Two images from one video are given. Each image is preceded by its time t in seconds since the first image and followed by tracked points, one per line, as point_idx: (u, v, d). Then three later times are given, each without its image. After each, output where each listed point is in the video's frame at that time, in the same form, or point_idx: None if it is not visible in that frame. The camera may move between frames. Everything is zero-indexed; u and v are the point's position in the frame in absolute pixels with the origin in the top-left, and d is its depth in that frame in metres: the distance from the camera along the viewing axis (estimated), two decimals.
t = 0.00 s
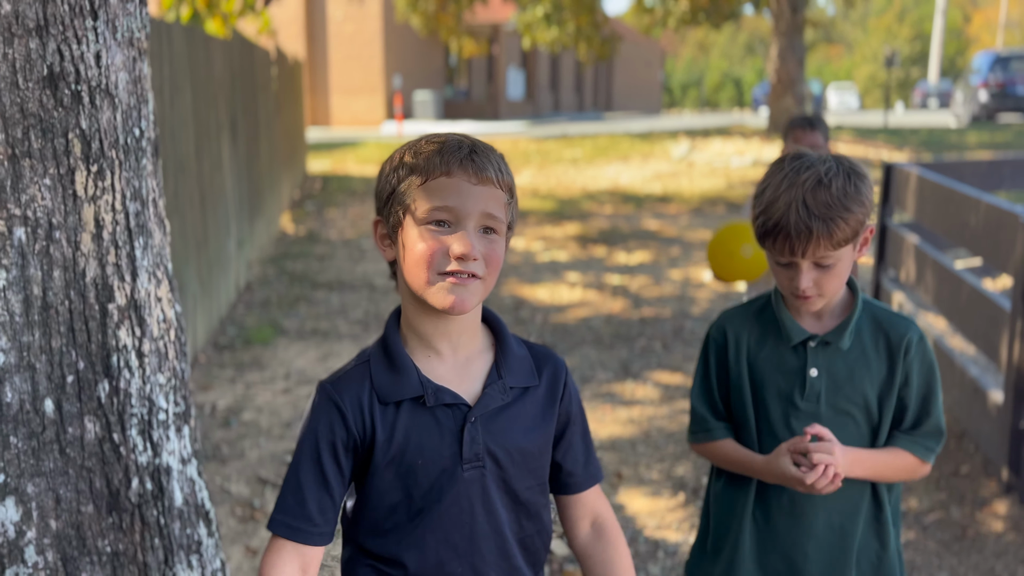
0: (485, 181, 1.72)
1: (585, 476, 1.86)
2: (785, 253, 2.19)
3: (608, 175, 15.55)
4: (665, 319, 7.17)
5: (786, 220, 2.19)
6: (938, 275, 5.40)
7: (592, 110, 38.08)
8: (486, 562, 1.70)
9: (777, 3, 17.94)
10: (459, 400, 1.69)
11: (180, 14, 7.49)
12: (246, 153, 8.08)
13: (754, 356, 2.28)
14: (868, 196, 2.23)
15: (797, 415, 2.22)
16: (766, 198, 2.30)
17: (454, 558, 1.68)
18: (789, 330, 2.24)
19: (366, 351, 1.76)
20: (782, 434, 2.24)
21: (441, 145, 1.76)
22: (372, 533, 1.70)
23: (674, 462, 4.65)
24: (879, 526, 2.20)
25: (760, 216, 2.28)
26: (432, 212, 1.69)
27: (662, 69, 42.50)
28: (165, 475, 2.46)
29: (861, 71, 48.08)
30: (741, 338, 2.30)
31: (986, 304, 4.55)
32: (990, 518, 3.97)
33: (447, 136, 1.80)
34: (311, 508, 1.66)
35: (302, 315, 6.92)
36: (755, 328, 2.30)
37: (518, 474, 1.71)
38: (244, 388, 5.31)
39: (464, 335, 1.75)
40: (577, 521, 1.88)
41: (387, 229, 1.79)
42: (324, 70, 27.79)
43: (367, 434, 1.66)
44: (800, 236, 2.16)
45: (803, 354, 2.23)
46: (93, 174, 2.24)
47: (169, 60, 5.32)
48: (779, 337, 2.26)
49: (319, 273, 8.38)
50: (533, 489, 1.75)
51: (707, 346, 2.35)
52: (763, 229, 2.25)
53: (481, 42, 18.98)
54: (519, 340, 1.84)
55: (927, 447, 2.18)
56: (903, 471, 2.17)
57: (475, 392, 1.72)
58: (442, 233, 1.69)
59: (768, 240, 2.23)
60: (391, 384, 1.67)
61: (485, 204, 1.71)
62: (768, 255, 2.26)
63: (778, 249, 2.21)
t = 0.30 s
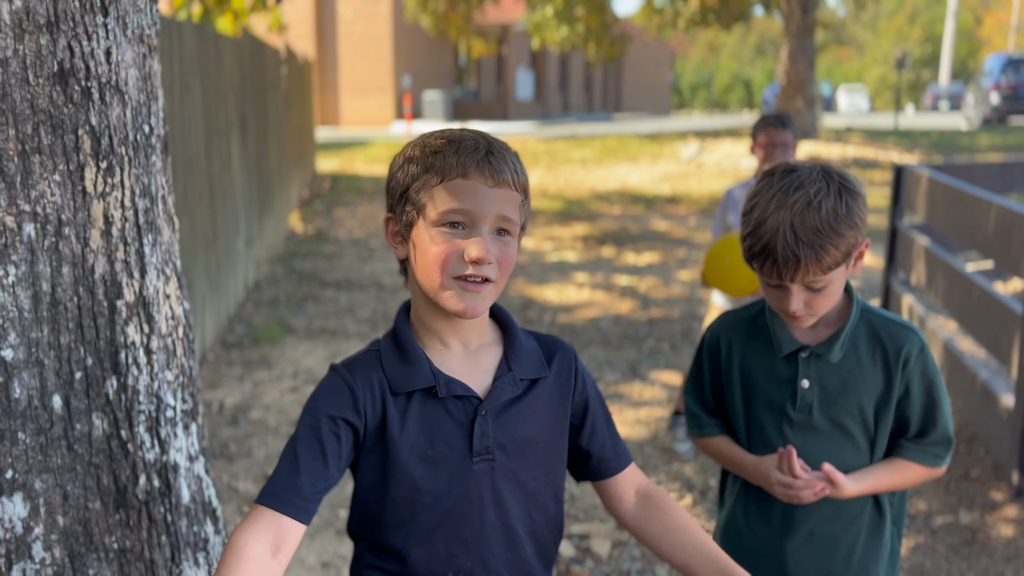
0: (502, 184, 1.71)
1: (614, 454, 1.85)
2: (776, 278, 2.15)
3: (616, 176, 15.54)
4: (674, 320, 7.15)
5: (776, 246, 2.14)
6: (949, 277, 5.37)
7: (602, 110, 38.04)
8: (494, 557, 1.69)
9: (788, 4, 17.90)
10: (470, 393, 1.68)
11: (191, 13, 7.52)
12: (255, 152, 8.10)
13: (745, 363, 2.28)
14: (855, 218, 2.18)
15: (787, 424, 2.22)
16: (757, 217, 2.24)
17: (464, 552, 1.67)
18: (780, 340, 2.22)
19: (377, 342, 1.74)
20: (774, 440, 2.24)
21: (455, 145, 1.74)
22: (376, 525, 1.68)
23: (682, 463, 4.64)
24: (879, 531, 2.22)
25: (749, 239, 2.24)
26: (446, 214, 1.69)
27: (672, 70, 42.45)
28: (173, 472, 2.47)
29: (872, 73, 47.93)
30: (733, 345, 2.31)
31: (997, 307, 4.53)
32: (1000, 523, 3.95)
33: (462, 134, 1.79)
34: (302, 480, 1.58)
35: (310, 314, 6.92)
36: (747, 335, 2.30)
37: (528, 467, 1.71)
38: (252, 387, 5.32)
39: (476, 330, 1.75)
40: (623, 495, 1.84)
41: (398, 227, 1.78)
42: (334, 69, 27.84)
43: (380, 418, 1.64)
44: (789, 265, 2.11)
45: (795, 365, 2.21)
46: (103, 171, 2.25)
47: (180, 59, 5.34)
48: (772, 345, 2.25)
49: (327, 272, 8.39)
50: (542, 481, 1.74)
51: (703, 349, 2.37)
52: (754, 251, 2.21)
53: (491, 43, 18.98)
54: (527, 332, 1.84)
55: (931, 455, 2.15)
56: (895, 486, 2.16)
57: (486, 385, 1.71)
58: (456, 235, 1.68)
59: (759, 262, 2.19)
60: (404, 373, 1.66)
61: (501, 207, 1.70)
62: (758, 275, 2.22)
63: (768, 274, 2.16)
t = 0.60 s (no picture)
0: (517, 190, 1.71)
1: (586, 487, 1.86)
2: (791, 323, 1.88)
3: (623, 177, 15.52)
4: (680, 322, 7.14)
5: (796, 288, 1.87)
6: (958, 281, 5.35)
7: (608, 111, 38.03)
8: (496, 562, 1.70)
9: (796, 6, 17.88)
10: (480, 399, 1.67)
11: (199, 12, 7.55)
12: (263, 151, 8.13)
13: (744, 392, 2.06)
14: (886, 261, 1.91)
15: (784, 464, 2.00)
16: (772, 246, 1.96)
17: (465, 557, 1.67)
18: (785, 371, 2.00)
19: (387, 344, 1.72)
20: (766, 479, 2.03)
21: (472, 147, 1.74)
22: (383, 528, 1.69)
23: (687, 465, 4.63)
24: None
25: (765, 275, 1.96)
26: (458, 219, 1.68)
27: (679, 71, 42.44)
28: (180, 471, 2.47)
29: (880, 75, 47.84)
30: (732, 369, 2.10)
31: (1006, 310, 4.52)
32: (1007, 529, 3.93)
33: (479, 136, 1.79)
34: (347, 504, 1.62)
35: (316, 314, 6.93)
36: (750, 361, 2.07)
37: (534, 476, 1.71)
38: (258, 386, 5.33)
39: (485, 334, 1.74)
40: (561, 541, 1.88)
41: (409, 228, 1.77)
42: (341, 69, 27.89)
43: (394, 429, 1.63)
44: (813, 315, 1.84)
45: (798, 399, 1.99)
46: (112, 169, 2.25)
47: (189, 58, 5.35)
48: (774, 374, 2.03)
49: (333, 271, 8.40)
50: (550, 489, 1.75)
51: (699, 368, 2.17)
52: (769, 286, 1.93)
53: (497, 43, 18.99)
54: (541, 339, 1.84)
55: (935, 513, 1.94)
56: (885, 546, 1.95)
57: (496, 391, 1.71)
58: (468, 240, 1.67)
59: (773, 301, 1.92)
60: (416, 378, 1.65)
61: (514, 214, 1.69)
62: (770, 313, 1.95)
63: (782, 317, 1.90)
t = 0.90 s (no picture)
0: (497, 191, 1.67)
1: (609, 477, 1.86)
2: (771, 340, 1.78)
3: (627, 178, 15.52)
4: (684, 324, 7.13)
5: (779, 303, 1.75)
6: (964, 283, 5.33)
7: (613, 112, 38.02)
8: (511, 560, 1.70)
9: (801, 8, 17.86)
10: (495, 397, 1.67)
11: (203, 12, 7.57)
12: (267, 151, 8.14)
13: (713, 410, 1.97)
14: (870, 274, 1.81)
15: (760, 481, 1.92)
16: (748, 257, 1.84)
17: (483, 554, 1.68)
18: (759, 384, 1.91)
19: (403, 341, 1.72)
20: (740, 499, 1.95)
21: (459, 146, 1.72)
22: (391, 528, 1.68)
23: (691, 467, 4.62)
24: None
25: (740, 286, 1.84)
26: (441, 219, 1.67)
27: (683, 72, 42.44)
28: (186, 469, 2.47)
29: (885, 77, 47.79)
30: (697, 386, 1.99)
31: (1012, 312, 4.50)
32: (1014, 531, 3.92)
33: (471, 136, 1.76)
34: (334, 480, 1.60)
35: (321, 313, 6.94)
36: (717, 377, 1.98)
37: (546, 474, 1.71)
38: (262, 385, 5.34)
39: (495, 334, 1.74)
40: (594, 523, 1.89)
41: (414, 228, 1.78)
42: (346, 70, 27.92)
43: (405, 423, 1.63)
44: (797, 332, 1.74)
45: (773, 413, 1.91)
46: (119, 168, 2.25)
47: (194, 57, 5.36)
48: (744, 388, 1.95)
49: (337, 271, 8.40)
50: (562, 489, 1.75)
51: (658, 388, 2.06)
52: (746, 300, 1.82)
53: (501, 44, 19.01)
54: (554, 339, 1.84)
55: (918, 508, 1.93)
56: (875, 542, 1.93)
57: (511, 390, 1.71)
58: (450, 242, 1.66)
59: (750, 316, 1.80)
60: (431, 376, 1.65)
61: (495, 214, 1.66)
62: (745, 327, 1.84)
63: (762, 333, 1.79)
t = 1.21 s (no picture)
0: (495, 197, 1.66)
1: (621, 478, 1.87)
2: (762, 331, 1.73)
3: (631, 180, 15.52)
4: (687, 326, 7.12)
5: (770, 291, 1.71)
6: (968, 285, 5.32)
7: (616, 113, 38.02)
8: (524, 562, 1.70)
9: (805, 9, 17.86)
10: (503, 400, 1.67)
11: (208, 13, 7.59)
12: (271, 152, 8.15)
13: (691, 419, 1.92)
14: (849, 261, 1.81)
15: (746, 486, 1.89)
16: (728, 246, 1.79)
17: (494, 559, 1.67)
18: (735, 388, 1.88)
19: (410, 346, 1.72)
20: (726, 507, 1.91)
21: (458, 152, 1.73)
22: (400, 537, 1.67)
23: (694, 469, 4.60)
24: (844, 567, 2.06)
25: (721, 277, 1.79)
26: (442, 224, 1.68)
27: (687, 73, 42.43)
28: (191, 471, 2.48)
29: (889, 79, 47.74)
30: (672, 397, 1.93)
31: (1016, 315, 4.49)
32: (1018, 535, 3.91)
33: (475, 141, 1.76)
34: (355, 501, 1.61)
35: (324, 314, 6.94)
36: (691, 385, 1.93)
37: (555, 476, 1.71)
38: (266, 386, 5.34)
39: (501, 336, 1.74)
40: (605, 522, 1.90)
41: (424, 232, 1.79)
42: (350, 70, 27.94)
43: (412, 428, 1.63)
44: (792, 320, 1.70)
45: (752, 414, 1.88)
46: (126, 170, 2.26)
47: (198, 58, 5.37)
48: (717, 392, 1.91)
49: (341, 272, 8.40)
50: (573, 491, 1.76)
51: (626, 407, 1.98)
52: (730, 291, 1.77)
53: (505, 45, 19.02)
54: (561, 340, 1.84)
55: (884, 482, 1.98)
56: (864, 513, 1.96)
57: (518, 393, 1.71)
58: (450, 247, 1.66)
59: (736, 306, 1.75)
60: (438, 381, 1.64)
61: (494, 219, 1.66)
62: (728, 320, 1.79)
63: (751, 324, 1.74)
